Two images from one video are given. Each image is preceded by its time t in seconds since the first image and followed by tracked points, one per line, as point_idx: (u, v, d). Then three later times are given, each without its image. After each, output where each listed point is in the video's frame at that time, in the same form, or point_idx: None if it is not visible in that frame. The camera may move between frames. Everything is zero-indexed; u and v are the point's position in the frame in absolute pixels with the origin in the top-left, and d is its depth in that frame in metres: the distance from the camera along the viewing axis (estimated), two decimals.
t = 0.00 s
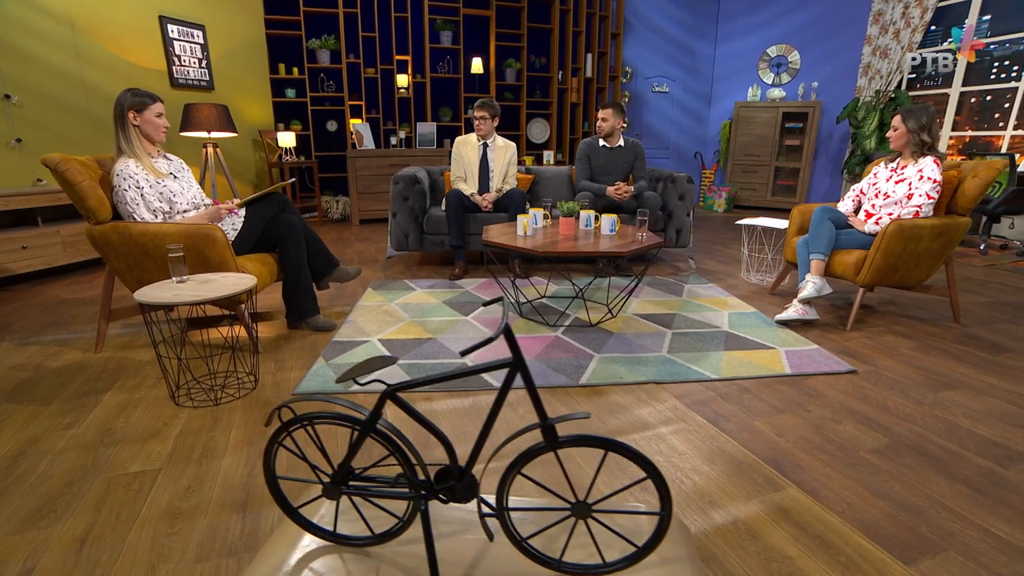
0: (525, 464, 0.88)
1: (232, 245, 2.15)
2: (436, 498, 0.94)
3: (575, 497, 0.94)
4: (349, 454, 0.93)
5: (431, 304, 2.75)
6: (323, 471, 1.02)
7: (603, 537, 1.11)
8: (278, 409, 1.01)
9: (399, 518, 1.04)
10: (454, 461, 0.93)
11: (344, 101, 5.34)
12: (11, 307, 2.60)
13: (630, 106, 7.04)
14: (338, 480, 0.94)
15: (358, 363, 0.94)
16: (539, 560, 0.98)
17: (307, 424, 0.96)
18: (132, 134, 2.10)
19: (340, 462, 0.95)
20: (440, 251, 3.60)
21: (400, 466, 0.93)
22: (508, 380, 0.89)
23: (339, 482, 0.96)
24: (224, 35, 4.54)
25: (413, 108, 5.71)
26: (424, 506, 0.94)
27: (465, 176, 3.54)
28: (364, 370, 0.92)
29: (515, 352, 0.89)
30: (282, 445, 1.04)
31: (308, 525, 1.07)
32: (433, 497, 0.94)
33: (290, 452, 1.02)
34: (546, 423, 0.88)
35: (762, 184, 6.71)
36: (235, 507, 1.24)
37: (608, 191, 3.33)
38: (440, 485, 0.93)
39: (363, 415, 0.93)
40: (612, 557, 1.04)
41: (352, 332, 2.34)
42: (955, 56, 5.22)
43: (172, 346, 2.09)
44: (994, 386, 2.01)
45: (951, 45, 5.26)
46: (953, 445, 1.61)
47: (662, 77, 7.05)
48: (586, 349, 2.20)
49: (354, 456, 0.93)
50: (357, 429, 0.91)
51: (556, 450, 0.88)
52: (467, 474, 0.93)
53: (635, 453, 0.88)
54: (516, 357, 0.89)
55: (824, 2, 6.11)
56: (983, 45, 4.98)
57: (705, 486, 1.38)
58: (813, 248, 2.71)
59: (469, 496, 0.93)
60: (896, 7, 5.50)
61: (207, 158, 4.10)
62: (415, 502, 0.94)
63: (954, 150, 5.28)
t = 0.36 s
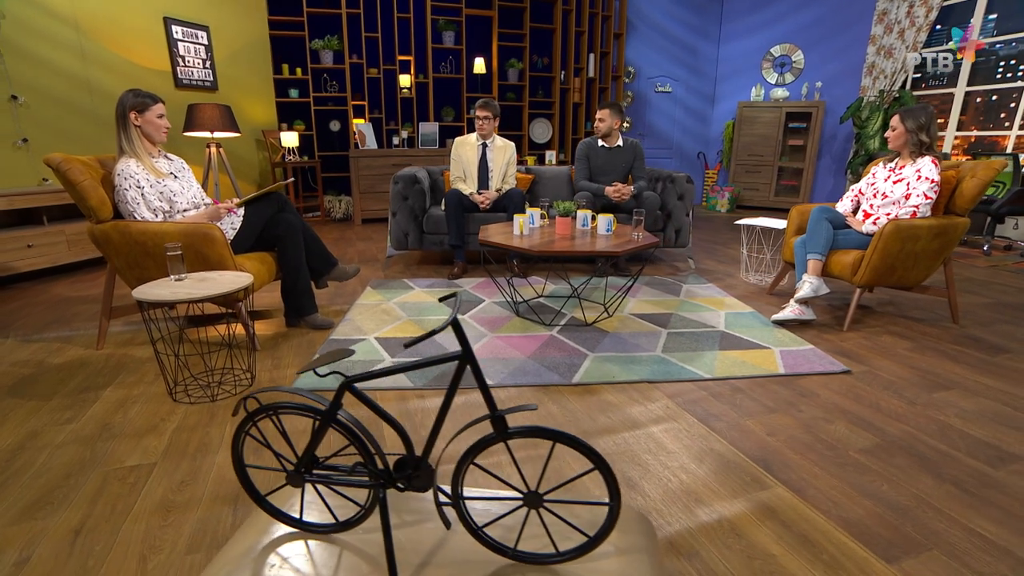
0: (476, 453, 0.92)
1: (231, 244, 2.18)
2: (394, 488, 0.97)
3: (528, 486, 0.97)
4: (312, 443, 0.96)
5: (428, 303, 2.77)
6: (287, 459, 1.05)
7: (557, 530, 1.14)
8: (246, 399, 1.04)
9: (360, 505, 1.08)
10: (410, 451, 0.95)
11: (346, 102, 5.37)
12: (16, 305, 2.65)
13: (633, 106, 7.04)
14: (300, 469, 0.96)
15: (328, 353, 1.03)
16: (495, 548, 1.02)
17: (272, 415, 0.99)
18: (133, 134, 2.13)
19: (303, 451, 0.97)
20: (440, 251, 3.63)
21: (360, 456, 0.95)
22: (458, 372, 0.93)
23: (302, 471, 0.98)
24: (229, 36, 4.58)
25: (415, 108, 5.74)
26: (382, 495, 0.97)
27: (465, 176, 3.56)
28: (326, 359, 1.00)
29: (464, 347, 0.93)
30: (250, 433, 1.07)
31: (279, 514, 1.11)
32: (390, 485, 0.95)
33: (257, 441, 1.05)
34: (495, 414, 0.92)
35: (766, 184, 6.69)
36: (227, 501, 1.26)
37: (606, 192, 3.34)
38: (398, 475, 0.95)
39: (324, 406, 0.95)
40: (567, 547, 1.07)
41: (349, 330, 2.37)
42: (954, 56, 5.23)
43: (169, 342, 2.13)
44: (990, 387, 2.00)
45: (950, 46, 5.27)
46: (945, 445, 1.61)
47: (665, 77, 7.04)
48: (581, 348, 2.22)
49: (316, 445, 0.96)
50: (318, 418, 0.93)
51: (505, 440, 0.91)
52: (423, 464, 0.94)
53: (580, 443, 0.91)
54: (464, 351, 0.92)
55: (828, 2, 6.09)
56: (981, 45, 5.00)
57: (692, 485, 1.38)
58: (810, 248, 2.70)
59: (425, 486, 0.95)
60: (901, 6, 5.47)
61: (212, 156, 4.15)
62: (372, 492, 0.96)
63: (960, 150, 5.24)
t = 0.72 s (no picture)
0: (432, 443, 0.96)
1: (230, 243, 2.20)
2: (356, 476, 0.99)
3: (482, 476, 1.02)
4: (277, 432, 0.99)
5: (425, 302, 2.80)
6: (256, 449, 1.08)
7: (513, 521, 1.20)
8: (217, 390, 1.07)
9: (326, 493, 1.13)
10: (370, 439, 0.97)
11: (349, 102, 5.40)
12: (20, 302, 2.69)
13: (636, 106, 7.04)
14: (266, 457, 0.99)
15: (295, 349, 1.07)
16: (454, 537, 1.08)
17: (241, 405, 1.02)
18: (134, 134, 2.16)
19: (268, 439, 1.00)
20: (439, 250, 3.65)
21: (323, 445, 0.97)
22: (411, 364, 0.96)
23: (269, 459, 1.00)
24: (232, 37, 4.62)
25: (418, 109, 5.77)
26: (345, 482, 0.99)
27: (464, 176, 3.58)
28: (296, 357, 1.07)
29: (417, 339, 0.95)
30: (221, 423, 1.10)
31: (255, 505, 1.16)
32: (352, 473, 0.98)
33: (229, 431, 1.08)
34: (448, 405, 0.95)
35: (768, 185, 6.67)
36: (219, 495, 1.29)
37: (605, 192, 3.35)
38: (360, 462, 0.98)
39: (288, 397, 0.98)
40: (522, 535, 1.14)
41: (346, 328, 2.40)
42: (953, 56, 5.24)
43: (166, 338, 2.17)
44: (983, 387, 2.00)
45: (950, 46, 5.27)
46: (935, 445, 1.61)
47: (668, 77, 7.03)
48: (575, 347, 2.23)
49: (282, 434, 0.99)
50: (281, 407, 0.96)
51: (459, 430, 0.95)
52: (382, 453, 0.96)
53: (531, 432, 0.94)
54: (416, 343, 0.95)
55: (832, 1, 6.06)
56: (982, 45, 5.00)
57: (679, 483, 1.39)
58: (807, 248, 2.70)
59: (386, 474, 0.97)
60: (906, 5, 5.45)
61: (213, 159, 4.11)
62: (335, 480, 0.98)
63: (965, 150, 5.21)
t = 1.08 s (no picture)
0: (394, 433, 0.98)
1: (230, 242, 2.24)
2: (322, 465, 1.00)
3: (441, 466, 1.03)
4: (249, 421, 1.00)
5: (424, 300, 2.83)
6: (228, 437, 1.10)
7: (473, 511, 1.23)
8: (193, 382, 1.09)
9: (295, 482, 1.15)
10: (336, 429, 0.99)
11: (353, 102, 5.43)
12: (27, 300, 2.74)
13: (639, 105, 7.03)
14: (238, 445, 1.00)
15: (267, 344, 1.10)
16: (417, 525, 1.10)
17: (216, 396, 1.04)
18: (137, 135, 2.20)
19: (240, 429, 1.01)
20: (440, 250, 3.67)
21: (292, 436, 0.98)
22: (371, 358, 0.98)
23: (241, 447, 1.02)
24: (237, 38, 4.67)
25: (421, 109, 5.79)
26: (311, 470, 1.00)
27: (464, 176, 3.60)
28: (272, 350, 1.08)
29: (376, 333, 0.97)
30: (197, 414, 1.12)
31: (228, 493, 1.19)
32: (318, 462, 0.99)
33: (204, 420, 1.10)
34: (406, 397, 0.96)
35: (772, 185, 6.65)
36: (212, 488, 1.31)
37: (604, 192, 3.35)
38: (326, 452, 0.98)
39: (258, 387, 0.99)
40: (481, 524, 1.18)
41: (344, 326, 2.43)
42: (954, 55, 5.26)
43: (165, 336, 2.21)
44: (979, 389, 1.99)
45: (950, 45, 5.30)
46: (926, 446, 1.61)
47: (671, 77, 7.02)
48: (570, 346, 2.25)
49: (253, 424, 1.00)
50: (250, 397, 0.97)
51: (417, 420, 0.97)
52: (347, 442, 0.98)
53: (489, 425, 0.96)
54: (376, 337, 0.96)
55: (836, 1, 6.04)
56: (981, 45, 5.03)
57: (666, 480, 1.40)
58: (805, 248, 2.70)
59: (351, 463, 0.98)
60: (912, 4, 5.41)
61: (217, 159, 4.15)
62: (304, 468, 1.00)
63: (971, 150, 5.17)
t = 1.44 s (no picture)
0: (359, 425, 0.97)
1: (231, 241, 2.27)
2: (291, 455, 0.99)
3: (403, 455, 1.03)
4: (223, 411, 1.00)
5: (423, 300, 2.85)
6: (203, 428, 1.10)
7: (435, 501, 1.22)
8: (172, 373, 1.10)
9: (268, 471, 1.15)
10: (305, 420, 0.98)
11: (357, 102, 5.47)
12: (34, 297, 2.79)
13: (642, 105, 7.02)
14: (214, 435, 1.00)
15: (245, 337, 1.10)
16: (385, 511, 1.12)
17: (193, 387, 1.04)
18: (140, 135, 2.24)
19: (215, 418, 1.01)
20: (440, 249, 3.70)
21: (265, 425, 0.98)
22: (335, 352, 0.97)
23: (217, 437, 1.02)
24: (241, 40, 4.72)
25: (424, 109, 5.82)
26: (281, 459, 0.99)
27: (465, 176, 3.62)
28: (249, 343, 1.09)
29: (339, 328, 0.97)
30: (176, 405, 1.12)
31: (206, 481, 1.21)
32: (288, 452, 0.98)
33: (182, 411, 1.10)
34: (369, 388, 0.95)
35: (776, 185, 6.62)
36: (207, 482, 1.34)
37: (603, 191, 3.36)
38: (298, 441, 0.97)
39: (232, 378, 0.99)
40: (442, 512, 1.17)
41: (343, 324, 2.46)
42: (954, 56, 5.27)
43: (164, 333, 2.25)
44: (973, 390, 1.99)
45: (950, 46, 5.30)
46: (916, 446, 1.61)
47: (674, 77, 7.01)
48: (565, 345, 2.26)
49: (228, 415, 1.00)
50: (225, 387, 0.98)
51: (380, 411, 0.95)
52: (315, 432, 0.97)
53: (449, 420, 0.95)
54: (339, 332, 0.96)
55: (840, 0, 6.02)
56: (981, 45, 5.04)
57: (654, 477, 1.41)
58: (802, 248, 2.71)
59: (319, 453, 0.97)
60: (917, 3, 5.38)
61: (221, 157, 4.30)
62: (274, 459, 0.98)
63: (976, 150, 5.14)
